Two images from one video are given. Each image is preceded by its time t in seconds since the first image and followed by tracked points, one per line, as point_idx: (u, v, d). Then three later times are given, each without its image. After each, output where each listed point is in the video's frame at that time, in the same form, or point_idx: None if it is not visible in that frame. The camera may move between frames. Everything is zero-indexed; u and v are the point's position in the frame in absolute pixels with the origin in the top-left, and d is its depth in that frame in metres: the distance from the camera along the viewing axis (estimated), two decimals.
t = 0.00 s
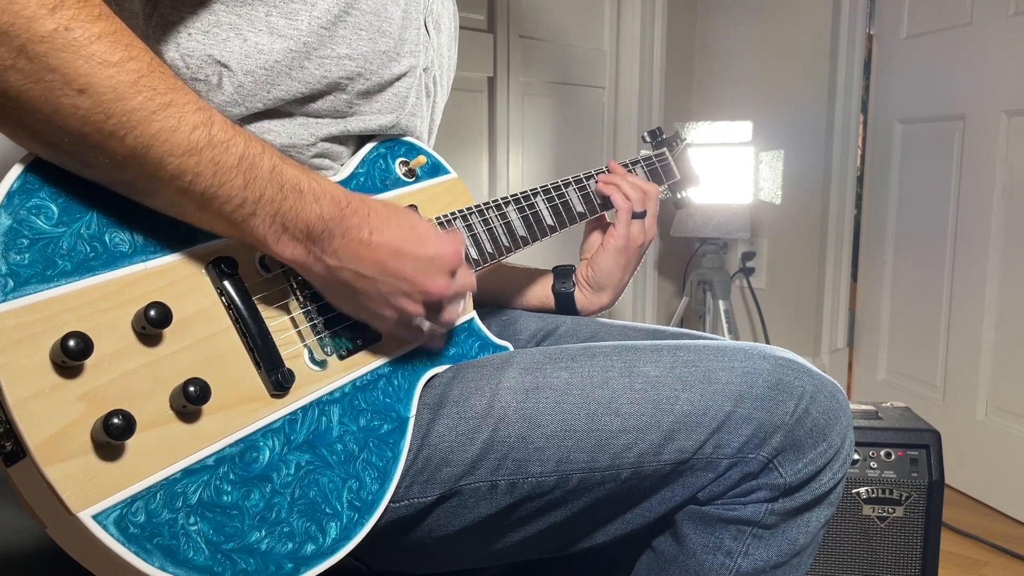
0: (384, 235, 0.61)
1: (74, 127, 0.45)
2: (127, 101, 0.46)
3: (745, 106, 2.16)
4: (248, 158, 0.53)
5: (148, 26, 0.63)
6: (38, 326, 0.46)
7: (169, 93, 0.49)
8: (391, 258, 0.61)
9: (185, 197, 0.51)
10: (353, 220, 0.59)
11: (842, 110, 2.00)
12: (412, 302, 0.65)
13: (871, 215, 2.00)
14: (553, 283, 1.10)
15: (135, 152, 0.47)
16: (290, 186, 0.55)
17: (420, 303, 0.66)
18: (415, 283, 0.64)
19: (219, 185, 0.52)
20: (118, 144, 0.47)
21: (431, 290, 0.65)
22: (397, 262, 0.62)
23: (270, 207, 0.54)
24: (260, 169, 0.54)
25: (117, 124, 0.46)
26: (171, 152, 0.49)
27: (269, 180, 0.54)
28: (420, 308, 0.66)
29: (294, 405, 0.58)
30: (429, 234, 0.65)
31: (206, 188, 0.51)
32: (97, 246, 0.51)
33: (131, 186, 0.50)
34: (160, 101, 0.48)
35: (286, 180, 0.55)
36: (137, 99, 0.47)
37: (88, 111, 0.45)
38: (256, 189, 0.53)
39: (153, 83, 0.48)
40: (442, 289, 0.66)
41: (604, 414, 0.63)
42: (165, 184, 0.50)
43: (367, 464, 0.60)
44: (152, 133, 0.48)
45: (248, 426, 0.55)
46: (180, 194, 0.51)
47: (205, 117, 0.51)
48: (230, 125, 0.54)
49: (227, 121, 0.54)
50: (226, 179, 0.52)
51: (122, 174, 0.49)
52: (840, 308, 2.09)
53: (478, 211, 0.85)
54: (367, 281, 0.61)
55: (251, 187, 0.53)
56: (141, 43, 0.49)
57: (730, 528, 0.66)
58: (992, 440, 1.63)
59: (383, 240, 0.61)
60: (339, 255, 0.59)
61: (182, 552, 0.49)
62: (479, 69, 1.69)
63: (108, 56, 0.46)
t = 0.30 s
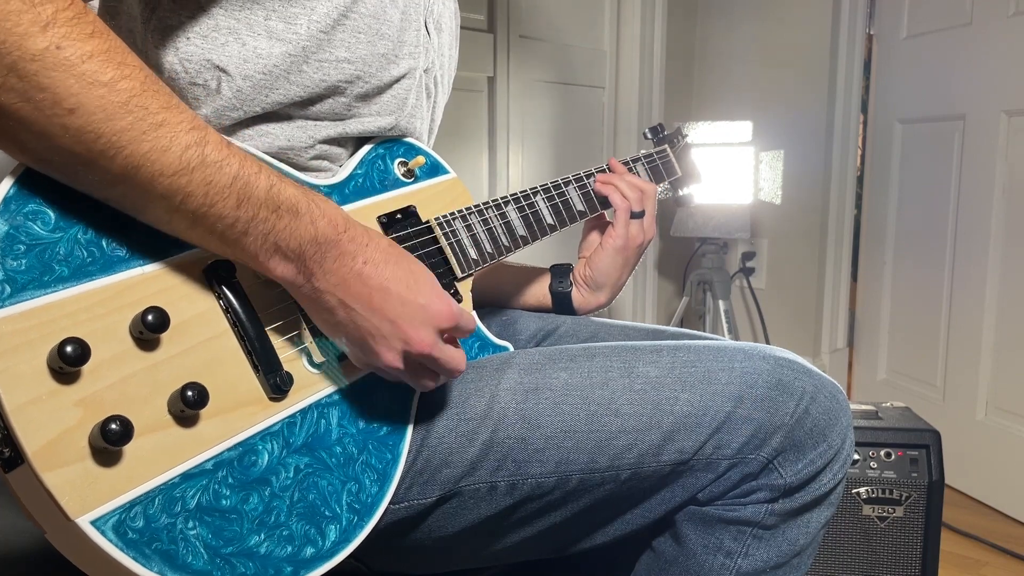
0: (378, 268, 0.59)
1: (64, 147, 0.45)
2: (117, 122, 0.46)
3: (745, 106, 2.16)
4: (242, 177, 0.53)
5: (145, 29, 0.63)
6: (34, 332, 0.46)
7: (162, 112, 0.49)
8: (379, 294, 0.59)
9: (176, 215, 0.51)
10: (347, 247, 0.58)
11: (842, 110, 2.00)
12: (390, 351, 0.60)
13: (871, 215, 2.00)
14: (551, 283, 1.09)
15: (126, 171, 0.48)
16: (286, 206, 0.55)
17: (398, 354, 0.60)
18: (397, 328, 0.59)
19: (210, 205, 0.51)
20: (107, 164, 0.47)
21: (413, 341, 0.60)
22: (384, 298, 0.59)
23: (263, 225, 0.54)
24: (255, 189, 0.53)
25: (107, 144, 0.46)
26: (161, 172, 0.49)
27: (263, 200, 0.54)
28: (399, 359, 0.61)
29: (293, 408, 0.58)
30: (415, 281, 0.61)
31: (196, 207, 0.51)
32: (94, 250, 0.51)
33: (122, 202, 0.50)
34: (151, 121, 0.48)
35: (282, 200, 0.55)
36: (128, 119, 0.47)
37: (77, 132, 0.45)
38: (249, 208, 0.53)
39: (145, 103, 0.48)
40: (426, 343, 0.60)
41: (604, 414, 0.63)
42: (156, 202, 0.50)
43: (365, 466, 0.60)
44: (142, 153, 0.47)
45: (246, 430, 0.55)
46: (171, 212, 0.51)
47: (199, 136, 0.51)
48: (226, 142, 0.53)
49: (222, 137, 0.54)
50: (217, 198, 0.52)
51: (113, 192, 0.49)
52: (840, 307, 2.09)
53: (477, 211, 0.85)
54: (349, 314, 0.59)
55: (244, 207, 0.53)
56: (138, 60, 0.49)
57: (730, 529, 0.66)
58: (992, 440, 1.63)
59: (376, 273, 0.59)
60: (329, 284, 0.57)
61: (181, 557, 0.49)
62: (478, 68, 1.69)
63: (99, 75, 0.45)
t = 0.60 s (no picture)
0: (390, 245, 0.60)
1: (58, 142, 0.45)
2: (110, 116, 0.46)
3: (745, 106, 2.16)
4: (240, 170, 0.52)
5: (141, 31, 0.64)
6: (32, 334, 0.46)
7: (155, 104, 0.48)
8: (394, 267, 0.60)
9: (175, 211, 0.51)
10: (356, 231, 0.58)
11: (842, 110, 2.00)
12: (411, 305, 0.64)
13: (871, 215, 2.00)
14: (546, 278, 1.09)
15: (124, 167, 0.47)
16: (286, 197, 0.54)
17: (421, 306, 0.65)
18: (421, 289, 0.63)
19: (209, 200, 0.51)
20: (103, 158, 0.47)
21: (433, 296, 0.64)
22: (403, 273, 0.61)
23: (264, 220, 0.54)
24: (255, 181, 0.53)
25: (101, 139, 0.46)
26: (158, 167, 0.48)
27: (263, 192, 0.53)
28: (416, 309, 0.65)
29: (293, 410, 0.58)
30: (434, 241, 0.64)
31: (197, 202, 0.51)
32: (93, 252, 0.51)
33: (122, 198, 0.50)
34: (145, 114, 0.47)
35: (282, 190, 0.54)
36: (121, 113, 0.46)
37: (71, 127, 0.45)
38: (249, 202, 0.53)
39: (138, 95, 0.47)
40: (442, 296, 0.65)
41: (604, 414, 0.63)
42: (155, 198, 0.50)
43: (365, 467, 0.60)
44: (138, 147, 0.47)
45: (246, 431, 0.55)
46: (172, 208, 0.51)
47: (194, 128, 0.50)
48: (222, 134, 0.53)
49: (219, 130, 0.53)
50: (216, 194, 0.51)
51: (112, 188, 0.49)
52: (840, 308, 2.09)
53: (477, 210, 0.85)
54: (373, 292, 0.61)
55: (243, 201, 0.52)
56: (128, 54, 0.49)
57: (730, 529, 0.66)
58: (992, 440, 1.63)
59: (389, 251, 0.60)
60: (341, 267, 0.58)
61: (180, 560, 0.49)
62: (478, 69, 1.69)
63: (89, 69, 0.45)
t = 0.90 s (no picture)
0: (389, 254, 0.59)
1: (54, 146, 0.45)
2: (105, 120, 0.46)
3: (745, 106, 2.16)
4: (236, 175, 0.52)
5: (141, 30, 0.64)
6: (31, 337, 0.46)
7: (152, 108, 0.48)
8: (393, 278, 0.59)
9: (171, 214, 0.51)
10: (353, 241, 0.57)
11: (842, 110, 2.00)
12: (415, 318, 0.64)
13: (871, 215, 2.00)
14: (547, 276, 1.09)
15: (119, 171, 0.48)
16: (283, 203, 0.54)
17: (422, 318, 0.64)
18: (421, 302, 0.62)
19: (204, 204, 0.51)
20: (99, 162, 0.47)
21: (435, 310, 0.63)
22: (401, 283, 0.60)
23: (261, 224, 0.54)
24: (251, 187, 0.53)
25: (97, 143, 0.46)
26: (153, 172, 0.48)
27: (259, 199, 0.53)
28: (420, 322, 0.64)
29: (293, 411, 0.58)
30: (439, 253, 0.62)
31: (192, 207, 0.51)
32: (92, 253, 0.51)
33: (118, 201, 0.50)
34: (142, 118, 0.47)
35: (278, 196, 0.54)
36: (117, 117, 0.46)
37: (66, 131, 0.45)
38: (245, 207, 0.53)
39: (136, 99, 0.47)
40: (449, 308, 0.64)
41: (604, 415, 0.63)
42: (151, 201, 0.50)
43: (365, 468, 0.60)
44: (133, 152, 0.47)
45: (247, 433, 0.55)
46: (167, 211, 0.51)
47: (191, 133, 0.50)
48: (219, 138, 0.53)
49: (217, 133, 0.53)
50: (212, 198, 0.51)
51: (109, 191, 0.49)
52: (840, 308, 2.09)
53: (478, 210, 0.85)
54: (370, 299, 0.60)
55: (239, 206, 0.52)
56: (126, 55, 0.49)
57: (730, 529, 0.66)
58: (992, 440, 1.63)
59: (387, 260, 0.59)
60: (338, 273, 0.57)
61: (180, 562, 0.49)
62: (478, 69, 1.70)
63: (87, 72, 0.45)
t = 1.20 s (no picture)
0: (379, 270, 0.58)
1: (52, 159, 0.45)
2: (103, 131, 0.46)
3: (745, 107, 2.16)
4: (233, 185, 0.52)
5: (139, 34, 0.64)
6: (28, 339, 0.46)
7: (150, 120, 0.48)
8: (383, 297, 0.57)
9: (167, 226, 0.50)
10: (346, 251, 0.57)
11: (842, 110, 2.00)
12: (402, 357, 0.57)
13: (871, 215, 1.99)
14: (547, 277, 1.09)
15: (115, 180, 0.47)
16: (278, 214, 0.54)
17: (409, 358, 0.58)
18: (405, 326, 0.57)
19: (201, 214, 0.50)
20: (97, 173, 0.46)
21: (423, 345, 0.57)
22: (389, 298, 0.57)
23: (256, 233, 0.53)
24: (247, 197, 0.53)
25: (95, 153, 0.46)
26: (150, 181, 0.48)
27: (256, 207, 0.53)
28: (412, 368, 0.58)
29: (290, 412, 0.58)
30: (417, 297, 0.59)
31: (187, 215, 0.50)
32: (89, 256, 0.51)
33: (114, 214, 0.49)
34: (140, 129, 0.47)
35: (273, 208, 0.54)
36: (116, 126, 0.46)
37: (65, 141, 0.45)
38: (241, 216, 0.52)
39: (133, 111, 0.48)
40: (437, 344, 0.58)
41: (604, 416, 0.63)
42: (146, 212, 0.49)
43: (363, 470, 0.60)
44: (131, 159, 0.47)
45: (244, 434, 0.55)
46: (162, 221, 0.50)
47: (188, 144, 0.50)
48: (215, 151, 0.53)
49: (212, 147, 0.53)
50: (208, 207, 0.51)
51: (104, 203, 0.48)
52: (840, 307, 2.09)
53: (476, 210, 0.85)
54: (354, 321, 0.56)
55: (236, 215, 0.52)
56: (126, 69, 0.49)
57: (730, 530, 0.65)
58: (992, 440, 1.63)
59: (377, 276, 0.58)
60: (330, 288, 0.55)
61: (177, 563, 0.49)
62: (478, 69, 1.69)
63: (86, 85, 0.45)
